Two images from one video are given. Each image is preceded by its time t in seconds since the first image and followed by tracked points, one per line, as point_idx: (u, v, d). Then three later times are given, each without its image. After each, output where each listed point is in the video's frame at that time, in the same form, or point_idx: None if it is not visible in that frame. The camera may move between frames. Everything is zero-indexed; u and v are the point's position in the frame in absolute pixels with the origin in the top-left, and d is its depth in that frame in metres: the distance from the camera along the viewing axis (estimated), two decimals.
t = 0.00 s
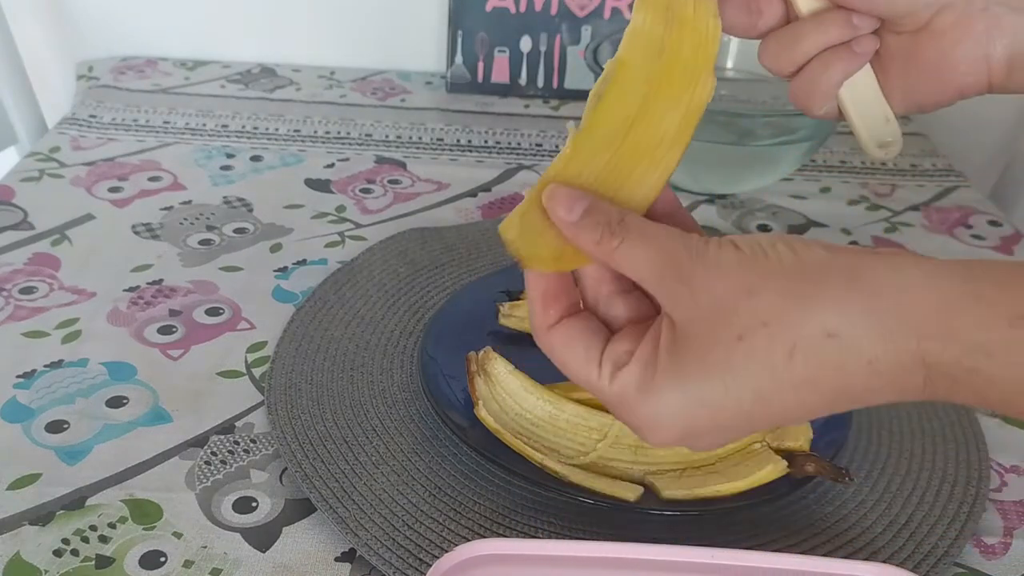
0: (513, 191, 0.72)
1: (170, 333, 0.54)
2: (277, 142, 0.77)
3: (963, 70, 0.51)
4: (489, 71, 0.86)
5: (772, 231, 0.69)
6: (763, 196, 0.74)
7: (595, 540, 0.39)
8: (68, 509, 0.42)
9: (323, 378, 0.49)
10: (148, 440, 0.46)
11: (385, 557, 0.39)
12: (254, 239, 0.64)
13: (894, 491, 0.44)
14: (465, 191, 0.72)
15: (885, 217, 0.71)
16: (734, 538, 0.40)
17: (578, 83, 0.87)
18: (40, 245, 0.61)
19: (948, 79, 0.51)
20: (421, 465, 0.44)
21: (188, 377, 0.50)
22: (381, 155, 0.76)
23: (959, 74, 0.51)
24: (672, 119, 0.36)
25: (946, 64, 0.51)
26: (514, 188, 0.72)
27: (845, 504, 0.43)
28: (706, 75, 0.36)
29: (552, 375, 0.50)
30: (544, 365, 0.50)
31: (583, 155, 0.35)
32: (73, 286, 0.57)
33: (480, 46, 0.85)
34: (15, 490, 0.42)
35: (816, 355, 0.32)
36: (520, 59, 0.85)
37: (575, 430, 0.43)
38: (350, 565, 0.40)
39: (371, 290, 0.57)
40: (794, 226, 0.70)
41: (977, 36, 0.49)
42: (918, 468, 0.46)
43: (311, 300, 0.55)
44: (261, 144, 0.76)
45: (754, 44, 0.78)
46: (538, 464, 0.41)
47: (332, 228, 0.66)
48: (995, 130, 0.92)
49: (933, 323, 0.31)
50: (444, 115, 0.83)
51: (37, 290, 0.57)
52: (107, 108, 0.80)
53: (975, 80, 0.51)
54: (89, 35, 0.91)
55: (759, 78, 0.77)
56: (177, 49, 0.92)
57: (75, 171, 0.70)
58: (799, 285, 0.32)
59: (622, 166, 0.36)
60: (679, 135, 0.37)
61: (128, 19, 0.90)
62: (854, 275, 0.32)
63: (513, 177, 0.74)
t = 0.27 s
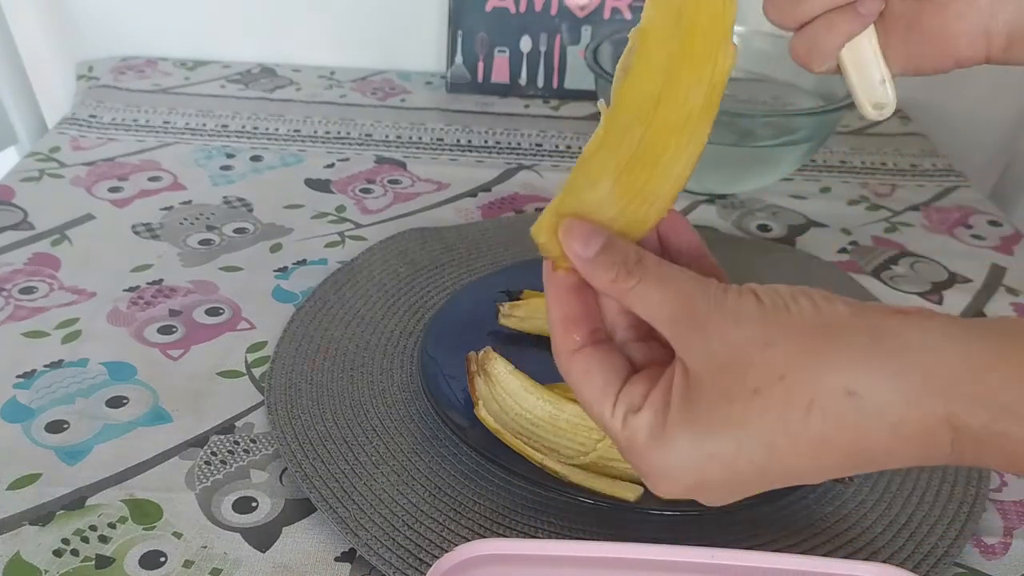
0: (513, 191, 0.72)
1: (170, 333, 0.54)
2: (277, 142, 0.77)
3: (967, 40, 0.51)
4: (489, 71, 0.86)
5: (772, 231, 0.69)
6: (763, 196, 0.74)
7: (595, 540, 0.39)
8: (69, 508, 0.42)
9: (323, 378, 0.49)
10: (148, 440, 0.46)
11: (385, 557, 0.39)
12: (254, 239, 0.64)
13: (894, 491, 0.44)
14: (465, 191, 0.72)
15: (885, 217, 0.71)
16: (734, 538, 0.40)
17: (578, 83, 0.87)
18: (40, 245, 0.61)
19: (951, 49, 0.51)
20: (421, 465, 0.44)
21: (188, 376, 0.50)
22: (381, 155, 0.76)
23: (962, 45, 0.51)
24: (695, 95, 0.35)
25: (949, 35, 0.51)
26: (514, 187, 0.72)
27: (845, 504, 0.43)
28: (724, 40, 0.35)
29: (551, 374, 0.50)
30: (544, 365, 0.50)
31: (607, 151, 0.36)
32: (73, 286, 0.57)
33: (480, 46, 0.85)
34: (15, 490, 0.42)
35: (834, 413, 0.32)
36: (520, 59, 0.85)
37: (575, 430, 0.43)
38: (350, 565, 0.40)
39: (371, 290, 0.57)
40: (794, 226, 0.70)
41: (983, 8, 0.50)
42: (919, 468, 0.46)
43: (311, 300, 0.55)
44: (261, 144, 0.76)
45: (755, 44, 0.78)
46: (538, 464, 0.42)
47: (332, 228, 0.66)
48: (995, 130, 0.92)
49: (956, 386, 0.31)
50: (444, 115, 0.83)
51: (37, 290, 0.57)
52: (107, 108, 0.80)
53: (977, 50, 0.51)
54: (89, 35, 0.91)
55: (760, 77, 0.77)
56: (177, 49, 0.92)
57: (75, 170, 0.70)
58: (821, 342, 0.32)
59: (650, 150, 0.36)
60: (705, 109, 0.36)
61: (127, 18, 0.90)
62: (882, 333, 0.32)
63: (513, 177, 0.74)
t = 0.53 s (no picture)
0: (513, 190, 0.72)
1: (170, 333, 0.54)
2: (277, 142, 0.77)
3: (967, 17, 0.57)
4: (489, 72, 0.86)
5: (772, 231, 0.69)
6: (762, 195, 0.74)
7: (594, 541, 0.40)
8: (69, 508, 0.42)
9: (323, 378, 0.49)
10: (148, 440, 0.46)
11: (384, 557, 0.39)
12: (254, 239, 0.64)
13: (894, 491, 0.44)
14: (465, 191, 0.72)
15: (885, 217, 0.71)
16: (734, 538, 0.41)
17: (578, 83, 0.87)
18: (40, 245, 0.61)
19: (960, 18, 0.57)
20: (421, 465, 0.44)
21: (188, 376, 0.50)
22: (381, 156, 0.76)
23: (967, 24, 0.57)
24: (700, 148, 0.38)
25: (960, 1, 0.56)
26: (514, 187, 0.72)
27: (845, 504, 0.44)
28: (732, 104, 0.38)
29: (551, 375, 0.50)
30: (544, 365, 0.50)
31: (615, 203, 0.42)
32: (73, 286, 0.57)
33: (480, 46, 0.85)
34: (15, 490, 0.42)
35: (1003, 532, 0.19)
36: (520, 59, 0.85)
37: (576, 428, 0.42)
38: (350, 565, 0.40)
39: (371, 290, 0.57)
40: (794, 225, 0.70)
41: None
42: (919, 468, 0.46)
43: (311, 300, 0.55)
44: (261, 144, 0.76)
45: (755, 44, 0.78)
46: (538, 465, 0.42)
47: (332, 228, 0.66)
48: (995, 130, 0.92)
49: None
50: (444, 115, 0.83)
51: (37, 290, 0.57)
52: (107, 108, 0.80)
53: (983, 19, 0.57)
54: (89, 35, 0.91)
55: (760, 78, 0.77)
56: (177, 49, 0.92)
57: (75, 171, 0.70)
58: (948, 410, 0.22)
59: (653, 192, 0.40)
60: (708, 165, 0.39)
61: (127, 18, 0.90)
62: None
63: (513, 177, 0.74)
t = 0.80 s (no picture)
0: (513, 190, 0.72)
1: (170, 333, 0.54)
2: (277, 142, 0.77)
3: None
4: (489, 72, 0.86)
5: (772, 231, 0.69)
6: (762, 195, 0.74)
7: (594, 540, 0.40)
8: (69, 508, 0.42)
9: (323, 379, 0.49)
10: (148, 440, 0.46)
11: (384, 557, 0.39)
12: (254, 239, 0.64)
13: (894, 490, 0.44)
14: (465, 191, 0.72)
15: (885, 217, 0.71)
16: (733, 537, 0.41)
17: (578, 83, 0.87)
18: (40, 245, 0.61)
19: None
20: (421, 465, 0.44)
21: (188, 376, 0.50)
22: (380, 156, 0.76)
23: None
24: None
25: None
26: (514, 187, 0.72)
27: (845, 504, 0.43)
28: None
29: (551, 375, 0.50)
30: (544, 365, 0.50)
31: None
32: (73, 286, 0.57)
33: (480, 46, 0.84)
34: (15, 490, 0.42)
35: None
36: (520, 59, 0.85)
37: (575, 430, 0.43)
38: (350, 565, 0.40)
39: (371, 290, 0.57)
40: (794, 226, 0.70)
41: None
42: (919, 468, 0.46)
43: (311, 300, 0.55)
44: (261, 144, 0.76)
45: (755, 44, 0.77)
46: (538, 464, 0.42)
47: (332, 228, 0.66)
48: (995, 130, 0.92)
49: None
50: (444, 115, 0.83)
51: (37, 290, 0.57)
52: (107, 108, 0.80)
53: None
54: (89, 35, 0.91)
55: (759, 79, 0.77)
56: (177, 49, 0.92)
57: (74, 171, 0.70)
58: None
59: None
60: None
61: (127, 18, 0.90)
62: None
63: (513, 177, 0.74)
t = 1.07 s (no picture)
0: (513, 190, 0.72)
1: (171, 333, 0.53)
2: (277, 142, 0.77)
3: None
4: (489, 71, 0.86)
5: (772, 231, 0.69)
6: (763, 195, 0.74)
7: (594, 540, 0.40)
8: (69, 508, 0.42)
9: (323, 378, 0.49)
10: (148, 440, 0.46)
11: (385, 557, 0.39)
12: (255, 238, 0.64)
13: (894, 491, 0.44)
14: (465, 191, 0.72)
15: (885, 216, 0.71)
16: (733, 538, 0.41)
17: (578, 83, 0.87)
18: (40, 244, 0.61)
19: None
20: (421, 465, 0.44)
21: (188, 376, 0.50)
22: (381, 155, 0.76)
23: None
24: None
25: None
26: (514, 187, 0.72)
27: (845, 504, 0.43)
28: None
29: (551, 375, 0.49)
30: (544, 365, 0.50)
31: None
32: (73, 286, 0.57)
33: (480, 45, 0.84)
34: (15, 489, 0.42)
35: None
36: (520, 58, 0.85)
37: (576, 429, 0.42)
38: (350, 565, 0.40)
39: (371, 290, 0.57)
40: (795, 225, 0.70)
41: None
42: (919, 468, 0.46)
43: (311, 300, 0.55)
44: (261, 144, 0.76)
45: (755, 44, 0.77)
46: (538, 464, 0.41)
47: (332, 228, 0.66)
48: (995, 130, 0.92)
49: None
50: (444, 115, 0.83)
51: (37, 290, 0.56)
52: (107, 108, 0.79)
53: None
54: (89, 35, 0.91)
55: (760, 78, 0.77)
56: (177, 49, 0.91)
57: (74, 170, 0.70)
58: None
59: None
60: None
61: (127, 17, 0.90)
62: None
63: (513, 177, 0.74)
